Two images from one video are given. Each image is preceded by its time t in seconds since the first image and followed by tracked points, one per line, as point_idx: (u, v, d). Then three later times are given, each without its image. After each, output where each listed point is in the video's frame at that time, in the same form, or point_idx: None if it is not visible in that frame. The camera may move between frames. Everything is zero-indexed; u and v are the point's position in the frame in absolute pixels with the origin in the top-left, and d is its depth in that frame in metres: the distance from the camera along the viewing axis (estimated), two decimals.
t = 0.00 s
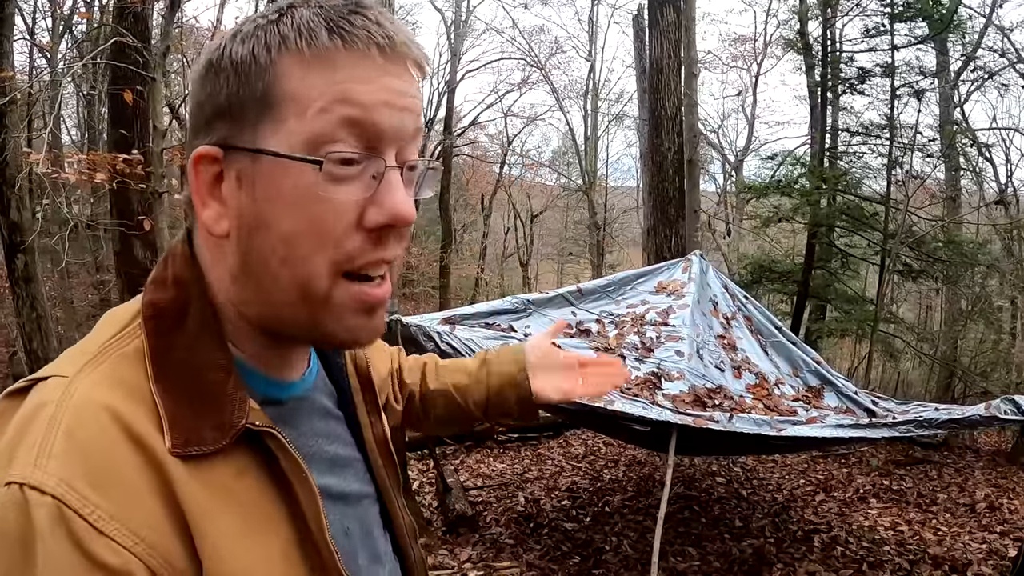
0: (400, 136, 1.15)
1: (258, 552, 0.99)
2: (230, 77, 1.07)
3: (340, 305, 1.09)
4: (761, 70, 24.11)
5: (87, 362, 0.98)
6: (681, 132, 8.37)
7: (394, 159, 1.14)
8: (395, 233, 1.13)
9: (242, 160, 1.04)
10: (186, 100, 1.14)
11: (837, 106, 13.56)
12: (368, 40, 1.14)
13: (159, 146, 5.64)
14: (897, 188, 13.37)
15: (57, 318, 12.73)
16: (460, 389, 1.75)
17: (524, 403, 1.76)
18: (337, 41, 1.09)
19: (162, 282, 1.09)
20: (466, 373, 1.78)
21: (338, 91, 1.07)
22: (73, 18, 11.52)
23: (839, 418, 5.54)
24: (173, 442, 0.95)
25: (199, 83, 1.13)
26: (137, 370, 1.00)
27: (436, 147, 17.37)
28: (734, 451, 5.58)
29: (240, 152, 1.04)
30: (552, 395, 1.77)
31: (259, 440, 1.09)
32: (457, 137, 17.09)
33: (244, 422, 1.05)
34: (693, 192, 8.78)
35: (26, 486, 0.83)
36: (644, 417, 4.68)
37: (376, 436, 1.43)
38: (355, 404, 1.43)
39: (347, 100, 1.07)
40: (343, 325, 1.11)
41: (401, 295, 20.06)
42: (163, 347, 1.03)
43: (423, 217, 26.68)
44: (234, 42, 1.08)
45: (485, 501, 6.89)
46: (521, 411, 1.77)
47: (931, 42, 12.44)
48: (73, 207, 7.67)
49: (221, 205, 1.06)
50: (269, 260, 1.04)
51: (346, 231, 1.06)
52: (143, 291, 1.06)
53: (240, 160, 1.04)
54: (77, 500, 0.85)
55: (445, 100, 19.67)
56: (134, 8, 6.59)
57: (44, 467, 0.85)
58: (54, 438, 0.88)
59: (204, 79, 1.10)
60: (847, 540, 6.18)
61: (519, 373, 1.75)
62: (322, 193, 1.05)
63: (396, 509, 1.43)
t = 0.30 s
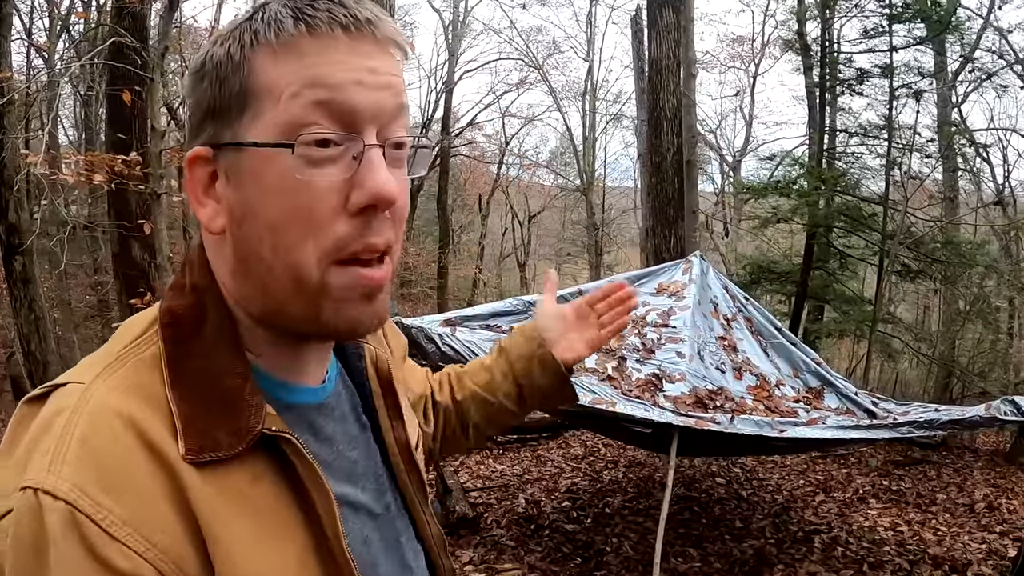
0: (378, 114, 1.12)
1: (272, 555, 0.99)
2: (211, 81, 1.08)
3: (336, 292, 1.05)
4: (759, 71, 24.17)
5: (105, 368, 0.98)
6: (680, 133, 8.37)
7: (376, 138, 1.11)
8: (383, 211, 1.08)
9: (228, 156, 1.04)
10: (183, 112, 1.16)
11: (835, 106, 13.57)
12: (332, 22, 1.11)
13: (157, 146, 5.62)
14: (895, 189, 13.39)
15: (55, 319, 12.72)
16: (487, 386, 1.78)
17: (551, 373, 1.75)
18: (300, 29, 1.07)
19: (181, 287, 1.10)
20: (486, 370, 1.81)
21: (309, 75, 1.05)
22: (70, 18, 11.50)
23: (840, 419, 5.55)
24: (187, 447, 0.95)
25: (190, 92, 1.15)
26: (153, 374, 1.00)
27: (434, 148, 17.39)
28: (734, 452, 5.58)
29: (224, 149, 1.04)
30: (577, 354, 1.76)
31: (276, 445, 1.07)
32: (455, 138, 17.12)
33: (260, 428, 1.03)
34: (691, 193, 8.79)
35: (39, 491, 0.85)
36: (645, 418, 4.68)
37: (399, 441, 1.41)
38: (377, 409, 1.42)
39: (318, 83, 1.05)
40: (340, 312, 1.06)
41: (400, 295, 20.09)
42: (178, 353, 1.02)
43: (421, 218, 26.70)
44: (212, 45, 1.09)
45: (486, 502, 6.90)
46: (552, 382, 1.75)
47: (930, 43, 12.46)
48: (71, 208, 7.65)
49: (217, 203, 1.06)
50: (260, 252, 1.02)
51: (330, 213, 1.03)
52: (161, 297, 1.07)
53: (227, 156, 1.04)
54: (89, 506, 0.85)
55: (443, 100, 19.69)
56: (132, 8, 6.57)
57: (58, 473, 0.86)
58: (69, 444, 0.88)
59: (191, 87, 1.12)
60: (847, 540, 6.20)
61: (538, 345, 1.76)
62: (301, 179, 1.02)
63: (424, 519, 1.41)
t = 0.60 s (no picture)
0: (414, 134, 1.10)
1: (310, 558, 1.02)
2: (245, 94, 1.12)
3: (371, 319, 1.06)
4: (758, 72, 24.24)
5: (150, 367, 1.01)
6: (682, 134, 8.39)
7: (411, 163, 1.10)
8: (419, 246, 1.07)
9: (264, 173, 1.06)
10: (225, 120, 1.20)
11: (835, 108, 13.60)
12: (361, 37, 1.10)
13: (159, 147, 5.62)
14: (895, 191, 13.42)
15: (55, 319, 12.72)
16: (542, 442, 1.86)
17: (594, 458, 1.91)
18: (327, 46, 1.07)
19: (227, 289, 1.13)
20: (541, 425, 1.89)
21: (333, 96, 1.05)
22: (70, 19, 11.50)
23: (843, 420, 5.57)
24: (232, 448, 0.98)
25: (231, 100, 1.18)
26: (199, 375, 1.03)
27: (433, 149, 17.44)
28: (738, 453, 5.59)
29: (262, 168, 1.07)
30: (616, 451, 1.95)
31: (319, 449, 1.11)
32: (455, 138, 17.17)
33: (305, 431, 1.07)
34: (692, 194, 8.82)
35: (85, 487, 0.87)
36: (651, 418, 4.70)
37: (441, 450, 1.42)
38: (420, 417, 1.43)
39: (344, 105, 1.04)
40: (374, 340, 1.08)
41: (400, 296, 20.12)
42: (224, 355, 1.05)
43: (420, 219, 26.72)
44: (246, 58, 1.12)
45: (488, 503, 6.92)
46: (587, 468, 1.91)
47: (930, 45, 12.51)
48: (72, 208, 7.65)
49: (256, 220, 1.08)
50: (297, 273, 1.04)
51: (362, 248, 1.04)
52: (208, 297, 1.11)
53: (263, 175, 1.07)
54: (135, 502, 0.88)
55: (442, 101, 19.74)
56: (135, 9, 6.59)
57: (104, 469, 0.88)
58: (116, 440, 0.90)
59: (229, 97, 1.15)
60: (849, 540, 6.22)
61: (597, 427, 1.92)
62: (332, 215, 1.03)
63: (460, 527, 1.44)
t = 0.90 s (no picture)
0: (424, 127, 1.11)
1: (321, 559, 1.01)
2: (254, 94, 1.11)
3: (383, 312, 1.07)
4: (757, 73, 24.26)
5: (160, 371, 1.00)
6: (682, 135, 8.39)
7: (420, 154, 1.10)
8: (425, 234, 1.07)
9: (274, 172, 1.06)
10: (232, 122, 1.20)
11: (835, 109, 13.58)
12: (369, 32, 1.10)
13: (160, 148, 5.61)
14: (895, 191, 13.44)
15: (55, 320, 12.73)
16: (544, 438, 1.86)
17: (594, 456, 1.92)
18: (336, 42, 1.07)
19: (235, 292, 1.13)
20: (545, 421, 1.89)
21: (346, 92, 1.05)
22: (70, 20, 11.51)
23: (845, 421, 5.57)
24: (244, 451, 0.97)
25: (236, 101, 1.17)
26: (209, 377, 1.03)
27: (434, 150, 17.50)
28: (739, 454, 5.59)
29: (270, 167, 1.06)
30: (617, 448, 1.96)
31: (330, 449, 1.10)
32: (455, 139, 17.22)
33: (316, 431, 1.07)
34: (692, 195, 8.81)
35: (97, 492, 0.86)
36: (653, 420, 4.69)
37: (451, 446, 1.42)
38: (429, 414, 1.42)
39: (357, 101, 1.05)
40: (387, 330, 1.08)
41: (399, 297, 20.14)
42: (233, 357, 1.05)
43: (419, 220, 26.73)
44: (254, 58, 1.11)
45: (489, 505, 6.92)
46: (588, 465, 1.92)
47: (929, 46, 12.51)
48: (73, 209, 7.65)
49: (264, 220, 1.08)
50: (307, 268, 1.04)
51: (372, 237, 1.04)
52: (216, 301, 1.11)
53: (272, 173, 1.06)
54: (146, 506, 0.88)
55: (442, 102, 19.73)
56: (135, 9, 6.59)
57: (115, 473, 0.88)
58: (127, 445, 0.90)
59: (236, 97, 1.15)
60: (850, 541, 6.21)
61: (599, 424, 1.93)
62: (343, 205, 1.03)
63: (470, 523, 1.43)
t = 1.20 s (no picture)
0: (432, 116, 1.13)
1: (320, 545, 1.00)
2: (261, 89, 1.10)
3: (395, 295, 1.09)
4: (758, 73, 24.26)
5: (161, 363, 1.01)
6: (682, 136, 8.39)
7: (427, 141, 1.12)
8: (437, 215, 1.11)
9: (282, 164, 1.06)
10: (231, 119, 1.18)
11: (835, 109, 13.59)
12: (382, 30, 1.13)
13: (160, 148, 5.62)
14: (896, 191, 13.45)
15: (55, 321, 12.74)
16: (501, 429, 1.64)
17: (560, 456, 1.62)
18: (352, 38, 1.09)
19: (232, 287, 1.14)
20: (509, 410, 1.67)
21: (367, 87, 1.07)
22: (71, 21, 11.52)
23: (844, 420, 5.58)
24: (243, 437, 0.98)
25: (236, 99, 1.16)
26: (208, 367, 1.03)
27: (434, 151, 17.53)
28: (740, 454, 5.59)
29: (281, 158, 1.06)
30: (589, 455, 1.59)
31: (327, 434, 1.09)
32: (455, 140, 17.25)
33: (313, 417, 1.05)
34: (692, 195, 8.80)
35: (99, 479, 0.88)
36: (653, 420, 4.69)
37: (445, 431, 1.41)
38: (422, 400, 1.41)
39: (381, 96, 1.07)
40: (400, 310, 1.10)
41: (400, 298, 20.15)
42: (231, 347, 1.06)
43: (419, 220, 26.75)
44: (262, 55, 1.10)
45: (489, 505, 6.92)
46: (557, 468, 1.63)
47: (929, 46, 12.51)
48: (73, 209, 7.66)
49: (271, 210, 1.08)
50: (320, 255, 1.05)
51: (389, 218, 1.06)
52: (213, 296, 1.11)
53: (282, 164, 1.06)
54: (148, 492, 0.89)
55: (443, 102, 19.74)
56: (136, 10, 6.60)
57: (116, 460, 0.89)
58: (128, 433, 0.91)
59: (240, 94, 1.13)
60: (851, 541, 6.21)
61: (562, 422, 1.59)
62: (361, 187, 1.05)
63: (464, 505, 1.41)
